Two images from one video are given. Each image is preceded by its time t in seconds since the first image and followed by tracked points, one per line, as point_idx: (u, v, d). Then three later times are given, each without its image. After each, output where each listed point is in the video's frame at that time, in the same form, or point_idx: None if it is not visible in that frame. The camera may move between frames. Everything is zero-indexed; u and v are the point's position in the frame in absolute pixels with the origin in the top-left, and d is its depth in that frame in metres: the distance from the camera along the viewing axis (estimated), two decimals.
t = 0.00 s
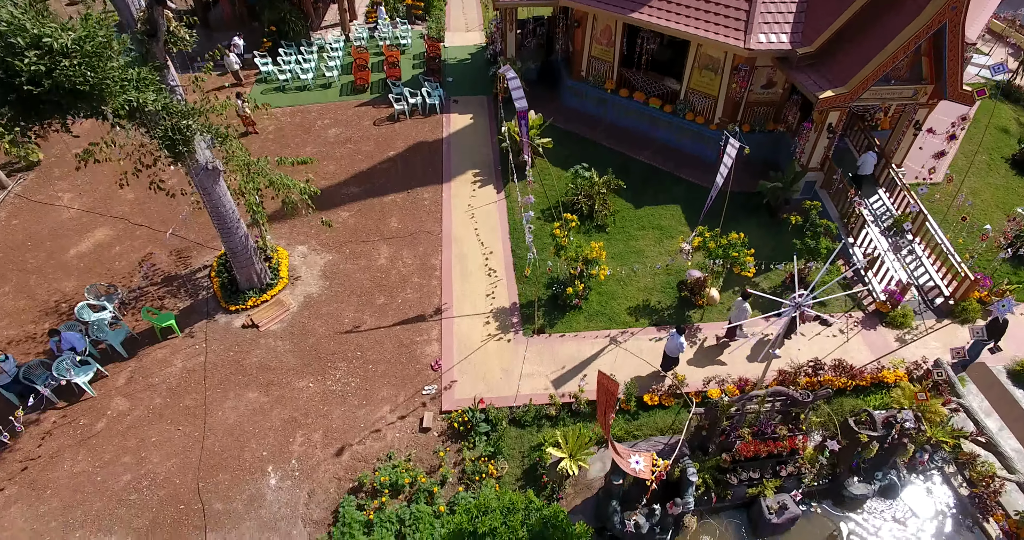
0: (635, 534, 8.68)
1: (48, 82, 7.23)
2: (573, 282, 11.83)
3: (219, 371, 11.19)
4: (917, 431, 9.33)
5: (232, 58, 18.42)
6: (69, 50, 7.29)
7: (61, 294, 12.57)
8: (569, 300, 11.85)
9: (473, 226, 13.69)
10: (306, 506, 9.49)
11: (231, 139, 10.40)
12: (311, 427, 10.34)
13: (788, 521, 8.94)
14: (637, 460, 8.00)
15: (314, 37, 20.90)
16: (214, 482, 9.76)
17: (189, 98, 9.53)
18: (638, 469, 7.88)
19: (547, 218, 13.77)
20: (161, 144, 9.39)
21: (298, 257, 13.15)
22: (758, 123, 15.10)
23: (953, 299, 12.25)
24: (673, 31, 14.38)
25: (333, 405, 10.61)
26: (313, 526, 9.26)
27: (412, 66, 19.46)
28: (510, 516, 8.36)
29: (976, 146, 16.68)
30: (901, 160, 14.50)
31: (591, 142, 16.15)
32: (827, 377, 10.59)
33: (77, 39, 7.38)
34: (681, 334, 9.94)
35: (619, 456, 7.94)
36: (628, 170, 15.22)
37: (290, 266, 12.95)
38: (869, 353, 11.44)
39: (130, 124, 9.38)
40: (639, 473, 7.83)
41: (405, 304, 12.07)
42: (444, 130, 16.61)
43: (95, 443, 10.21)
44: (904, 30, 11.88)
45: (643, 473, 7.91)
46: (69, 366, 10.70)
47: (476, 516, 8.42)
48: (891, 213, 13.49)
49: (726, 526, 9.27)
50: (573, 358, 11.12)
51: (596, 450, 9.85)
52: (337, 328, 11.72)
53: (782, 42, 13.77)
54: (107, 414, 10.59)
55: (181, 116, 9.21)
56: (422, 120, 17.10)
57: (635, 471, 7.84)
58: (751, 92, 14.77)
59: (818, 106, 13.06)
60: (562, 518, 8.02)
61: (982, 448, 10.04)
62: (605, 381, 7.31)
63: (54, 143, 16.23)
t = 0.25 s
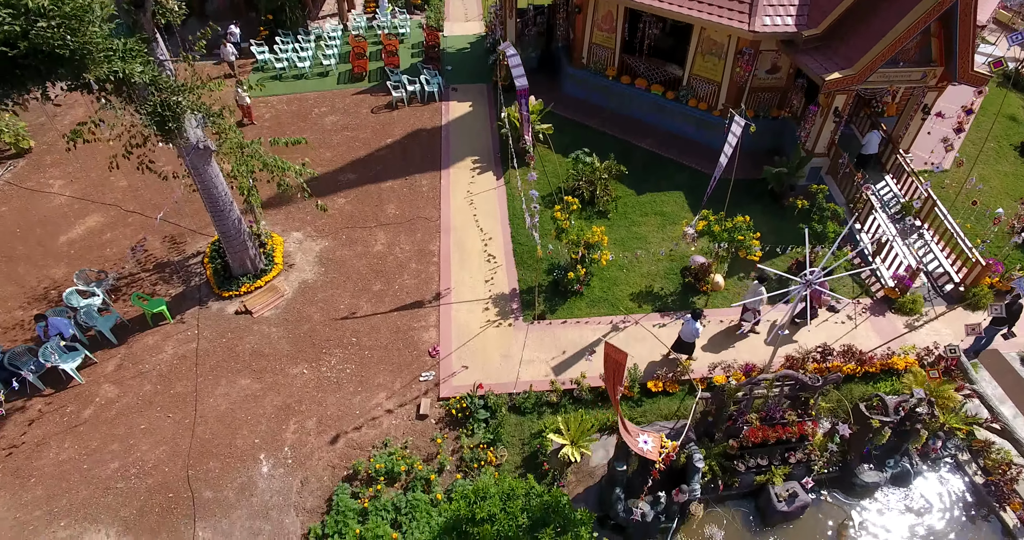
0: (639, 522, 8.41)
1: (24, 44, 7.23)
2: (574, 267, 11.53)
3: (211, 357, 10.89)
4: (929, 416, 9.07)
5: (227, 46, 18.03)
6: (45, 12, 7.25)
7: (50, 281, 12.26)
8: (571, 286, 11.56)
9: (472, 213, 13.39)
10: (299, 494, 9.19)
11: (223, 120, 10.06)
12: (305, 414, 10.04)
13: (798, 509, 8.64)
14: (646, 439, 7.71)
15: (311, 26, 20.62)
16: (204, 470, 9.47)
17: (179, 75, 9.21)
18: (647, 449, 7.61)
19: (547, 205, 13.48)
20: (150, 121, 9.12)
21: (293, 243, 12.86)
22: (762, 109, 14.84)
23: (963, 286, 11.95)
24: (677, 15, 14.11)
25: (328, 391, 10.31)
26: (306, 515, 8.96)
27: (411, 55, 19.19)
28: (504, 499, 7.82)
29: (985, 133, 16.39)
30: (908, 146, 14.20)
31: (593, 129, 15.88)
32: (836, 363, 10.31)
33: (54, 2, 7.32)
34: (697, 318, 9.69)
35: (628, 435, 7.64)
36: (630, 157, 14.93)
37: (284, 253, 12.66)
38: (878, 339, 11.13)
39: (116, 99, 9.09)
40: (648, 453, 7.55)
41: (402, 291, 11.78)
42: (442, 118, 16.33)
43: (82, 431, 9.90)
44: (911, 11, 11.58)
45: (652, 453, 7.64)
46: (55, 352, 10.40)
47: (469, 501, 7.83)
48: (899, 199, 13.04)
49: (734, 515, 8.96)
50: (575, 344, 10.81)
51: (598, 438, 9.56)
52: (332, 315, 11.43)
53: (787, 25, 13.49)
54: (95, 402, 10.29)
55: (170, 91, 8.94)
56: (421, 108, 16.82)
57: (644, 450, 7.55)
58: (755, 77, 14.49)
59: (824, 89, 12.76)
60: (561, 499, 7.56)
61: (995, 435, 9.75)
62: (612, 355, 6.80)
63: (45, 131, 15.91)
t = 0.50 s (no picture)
0: (643, 509, 8.12)
1: None
2: (575, 251, 11.25)
3: (202, 342, 10.60)
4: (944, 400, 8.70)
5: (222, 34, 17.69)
6: None
7: (38, 266, 11.95)
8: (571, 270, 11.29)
9: (471, 198, 13.13)
10: (291, 480, 8.88)
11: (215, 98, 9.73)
12: (298, 399, 9.74)
13: (808, 495, 8.35)
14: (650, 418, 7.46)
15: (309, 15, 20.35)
16: (193, 455, 9.18)
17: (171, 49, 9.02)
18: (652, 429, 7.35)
19: (547, 189, 13.19)
20: (139, 97, 8.80)
21: (288, 228, 12.56)
22: (766, 95, 14.57)
23: (974, 271, 11.58)
24: None
25: (322, 376, 10.01)
26: (298, 502, 8.66)
27: (409, 43, 18.91)
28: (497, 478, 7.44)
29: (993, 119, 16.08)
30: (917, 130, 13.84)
31: (594, 116, 15.58)
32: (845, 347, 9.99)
33: None
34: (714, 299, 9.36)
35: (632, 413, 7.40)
36: (631, 143, 14.66)
37: (279, 238, 12.37)
38: (888, 324, 10.81)
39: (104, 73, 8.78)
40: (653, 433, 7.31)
41: (399, 275, 11.49)
42: (441, 104, 16.05)
43: (68, 416, 9.60)
44: None
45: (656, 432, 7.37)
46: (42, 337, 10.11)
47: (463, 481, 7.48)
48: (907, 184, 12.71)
49: (741, 502, 8.66)
50: (576, 328, 10.51)
51: (600, 423, 9.25)
52: (327, 299, 11.14)
53: (793, 5, 13.11)
54: (82, 387, 9.99)
55: (159, 65, 8.65)
56: (419, 95, 16.54)
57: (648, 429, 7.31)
58: (759, 61, 14.20)
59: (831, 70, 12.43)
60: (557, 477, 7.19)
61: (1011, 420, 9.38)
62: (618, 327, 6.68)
63: (36, 118, 15.61)
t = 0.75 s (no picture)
0: (647, 494, 7.81)
1: None
2: (576, 233, 10.96)
3: (193, 327, 10.32)
4: (959, 383, 8.36)
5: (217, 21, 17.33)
6: None
7: (25, 251, 11.63)
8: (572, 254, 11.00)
9: (470, 183, 12.85)
10: (282, 466, 8.59)
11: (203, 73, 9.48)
12: (290, 384, 9.44)
13: (818, 480, 8.04)
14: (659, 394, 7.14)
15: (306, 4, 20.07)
16: (182, 441, 8.89)
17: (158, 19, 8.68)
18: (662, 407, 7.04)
19: (548, 174, 12.91)
20: (125, 69, 8.56)
21: (282, 213, 12.28)
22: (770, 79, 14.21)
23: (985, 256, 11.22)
24: None
25: (315, 360, 9.72)
26: (289, 488, 8.37)
27: (407, 31, 18.64)
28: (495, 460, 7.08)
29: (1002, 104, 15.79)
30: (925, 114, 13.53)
31: (595, 102, 15.32)
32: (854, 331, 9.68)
33: None
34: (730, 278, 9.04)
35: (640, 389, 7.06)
36: (633, 128, 14.38)
37: (273, 222, 12.09)
38: (896, 309, 10.51)
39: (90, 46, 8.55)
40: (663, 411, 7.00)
41: (396, 259, 11.21)
42: (439, 91, 15.78)
43: (53, 402, 9.31)
44: None
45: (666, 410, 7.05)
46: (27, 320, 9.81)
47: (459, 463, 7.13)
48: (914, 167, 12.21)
49: (749, 488, 8.36)
50: (578, 312, 10.23)
51: (602, 407, 8.96)
52: (322, 283, 10.85)
53: None
54: (69, 372, 9.70)
55: (144, 35, 8.41)
56: (418, 81, 16.26)
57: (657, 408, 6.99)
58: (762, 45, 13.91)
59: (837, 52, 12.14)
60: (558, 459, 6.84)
61: None
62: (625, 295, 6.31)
63: (27, 104, 15.29)
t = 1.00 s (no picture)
0: (651, 478, 7.54)
1: None
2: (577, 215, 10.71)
3: (183, 311, 10.06)
4: (974, 365, 8.10)
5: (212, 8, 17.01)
6: None
7: (13, 236, 11.34)
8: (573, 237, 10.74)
9: (468, 167, 12.59)
10: (274, 451, 8.32)
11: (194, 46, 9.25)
12: (283, 368, 9.18)
13: (828, 465, 7.77)
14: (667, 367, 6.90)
15: None
16: (171, 425, 8.63)
17: None
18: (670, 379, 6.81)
19: (548, 159, 12.65)
20: (112, 41, 8.35)
21: (277, 197, 12.03)
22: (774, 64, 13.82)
23: (996, 241, 10.90)
24: None
25: (309, 344, 9.46)
26: (280, 473, 8.10)
27: (406, 19, 18.40)
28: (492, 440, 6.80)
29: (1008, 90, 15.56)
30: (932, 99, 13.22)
31: (595, 89, 15.07)
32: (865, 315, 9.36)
33: None
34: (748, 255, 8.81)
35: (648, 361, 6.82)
36: (634, 113, 14.14)
37: (268, 206, 11.85)
38: (904, 293, 10.23)
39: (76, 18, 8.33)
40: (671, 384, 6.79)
41: (392, 243, 10.96)
42: (437, 77, 15.54)
43: (39, 386, 9.04)
44: None
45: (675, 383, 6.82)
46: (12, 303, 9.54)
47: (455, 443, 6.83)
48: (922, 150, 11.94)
49: (756, 473, 8.09)
50: (578, 295, 9.97)
51: (604, 391, 8.69)
52: (316, 267, 10.60)
53: None
54: (55, 356, 9.43)
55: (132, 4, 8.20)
56: (416, 68, 16.02)
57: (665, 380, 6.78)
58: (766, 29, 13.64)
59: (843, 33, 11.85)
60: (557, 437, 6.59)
61: None
62: (629, 257, 6.12)
63: (18, 91, 15.00)
